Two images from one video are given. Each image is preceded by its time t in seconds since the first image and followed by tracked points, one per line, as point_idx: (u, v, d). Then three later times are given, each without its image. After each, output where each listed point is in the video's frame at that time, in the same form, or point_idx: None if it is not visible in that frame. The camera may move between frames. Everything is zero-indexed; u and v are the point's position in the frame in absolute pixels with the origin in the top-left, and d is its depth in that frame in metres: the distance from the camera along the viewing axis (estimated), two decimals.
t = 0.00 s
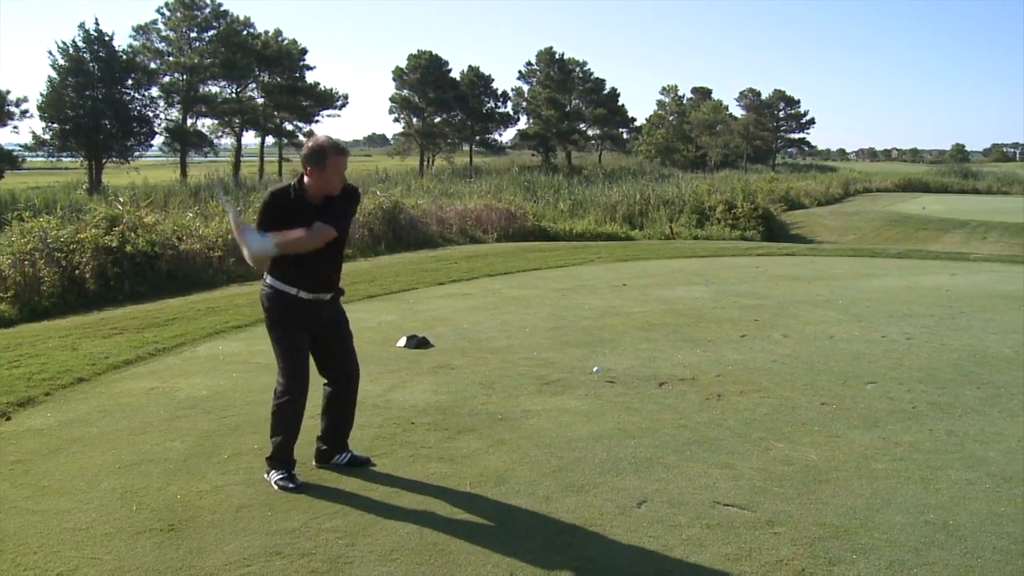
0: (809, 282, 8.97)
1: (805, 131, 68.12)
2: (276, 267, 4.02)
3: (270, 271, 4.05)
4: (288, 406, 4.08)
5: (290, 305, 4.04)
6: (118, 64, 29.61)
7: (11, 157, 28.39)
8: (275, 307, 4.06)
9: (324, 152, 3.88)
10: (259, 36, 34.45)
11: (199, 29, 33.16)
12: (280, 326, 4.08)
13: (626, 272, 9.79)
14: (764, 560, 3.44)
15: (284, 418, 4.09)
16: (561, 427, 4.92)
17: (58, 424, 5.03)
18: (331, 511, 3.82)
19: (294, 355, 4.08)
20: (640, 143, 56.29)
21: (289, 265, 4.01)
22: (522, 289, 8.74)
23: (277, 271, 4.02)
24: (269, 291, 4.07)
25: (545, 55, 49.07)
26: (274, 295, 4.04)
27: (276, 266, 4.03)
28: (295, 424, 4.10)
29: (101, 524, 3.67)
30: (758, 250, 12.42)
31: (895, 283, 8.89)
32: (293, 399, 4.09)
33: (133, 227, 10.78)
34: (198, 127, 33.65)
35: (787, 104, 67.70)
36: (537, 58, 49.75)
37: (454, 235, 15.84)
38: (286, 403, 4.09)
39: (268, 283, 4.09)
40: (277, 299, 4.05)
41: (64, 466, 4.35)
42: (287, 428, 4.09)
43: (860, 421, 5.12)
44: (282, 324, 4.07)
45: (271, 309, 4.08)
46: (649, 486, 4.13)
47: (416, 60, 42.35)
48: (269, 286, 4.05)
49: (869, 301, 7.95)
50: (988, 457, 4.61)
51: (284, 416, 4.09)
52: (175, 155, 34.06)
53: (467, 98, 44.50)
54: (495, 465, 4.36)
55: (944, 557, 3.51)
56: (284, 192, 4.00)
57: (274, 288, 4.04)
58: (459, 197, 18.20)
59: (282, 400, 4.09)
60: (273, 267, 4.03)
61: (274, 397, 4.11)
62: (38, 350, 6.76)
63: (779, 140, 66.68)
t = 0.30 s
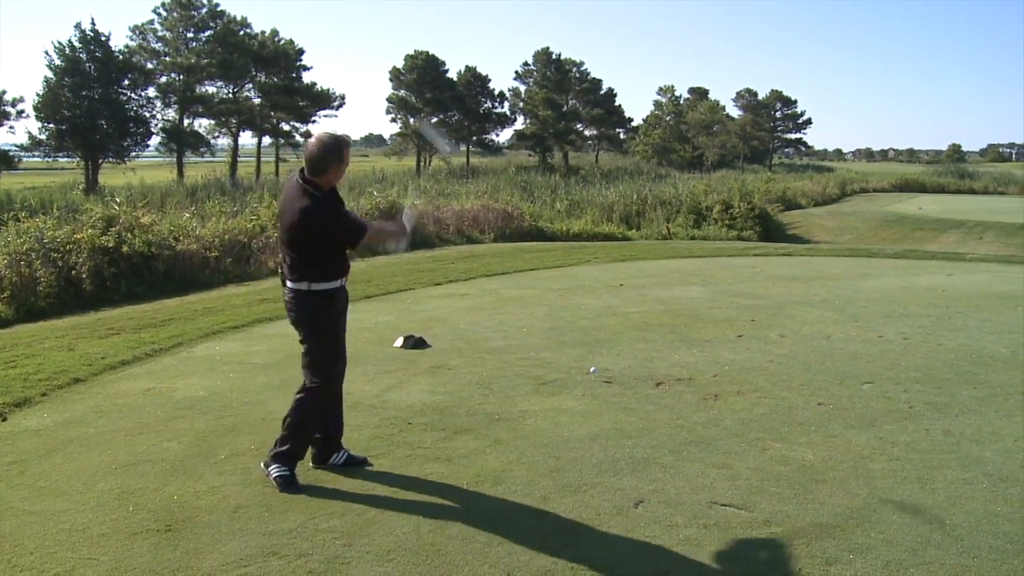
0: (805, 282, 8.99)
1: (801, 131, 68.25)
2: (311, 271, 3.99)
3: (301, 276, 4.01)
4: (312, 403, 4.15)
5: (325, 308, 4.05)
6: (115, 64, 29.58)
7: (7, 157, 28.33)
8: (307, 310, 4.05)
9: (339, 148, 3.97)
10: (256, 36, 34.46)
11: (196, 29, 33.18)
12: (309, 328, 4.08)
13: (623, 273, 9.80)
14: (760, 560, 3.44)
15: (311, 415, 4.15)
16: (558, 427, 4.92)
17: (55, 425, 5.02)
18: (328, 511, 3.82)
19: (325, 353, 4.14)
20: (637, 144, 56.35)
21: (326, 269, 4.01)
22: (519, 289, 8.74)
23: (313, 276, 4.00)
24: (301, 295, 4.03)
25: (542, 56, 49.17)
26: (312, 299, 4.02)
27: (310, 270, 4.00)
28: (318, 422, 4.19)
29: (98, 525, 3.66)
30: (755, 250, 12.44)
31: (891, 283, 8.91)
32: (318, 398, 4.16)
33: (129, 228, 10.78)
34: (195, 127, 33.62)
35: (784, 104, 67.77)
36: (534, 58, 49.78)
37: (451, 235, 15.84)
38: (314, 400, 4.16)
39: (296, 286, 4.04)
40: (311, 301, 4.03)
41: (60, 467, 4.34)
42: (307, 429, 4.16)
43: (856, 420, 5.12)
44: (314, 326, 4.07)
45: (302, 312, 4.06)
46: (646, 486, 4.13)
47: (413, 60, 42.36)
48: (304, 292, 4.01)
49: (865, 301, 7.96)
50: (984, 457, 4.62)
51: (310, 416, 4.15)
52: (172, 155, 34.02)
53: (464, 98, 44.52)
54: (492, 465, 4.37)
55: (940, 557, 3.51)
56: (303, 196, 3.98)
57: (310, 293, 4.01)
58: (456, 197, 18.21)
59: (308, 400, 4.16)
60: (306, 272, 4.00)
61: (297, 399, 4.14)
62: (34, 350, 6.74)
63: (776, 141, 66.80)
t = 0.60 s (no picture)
0: (802, 282, 9.00)
1: (798, 132, 68.31)
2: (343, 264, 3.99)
3: (334, 270, 3.97)
4: (344, 400, 4.05)
5: (356, 301, 4.06)
6: (111, 66, 29.54)
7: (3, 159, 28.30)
8: (338, 304, 4.00)
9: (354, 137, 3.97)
10: (252, 37, 34.51)
11: (192, 30, 33.20)
12: (338, 323, 4.03)
13: (620, 274, 9.80)
14: (757, 560, 3.44)
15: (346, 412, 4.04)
16: (555, 428, 4.92)
17: (50, 426, 5.01)
18: (325, 512, 3.82)
19: (353, 350, 4.09)
20: (634, 145, 56.41)
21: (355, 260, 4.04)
22: (516, 290, 8.74)
23: (346, 269, 4.00)
24: (333, 290, 3.99)
25: (537, 57, 49.12)
26: (346, 293, 4.01)
27: (341, 262, 3.99)
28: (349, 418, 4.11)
29: (95, 527, 3.66)
30: (752, 251, 12.43)
31: (888, 284, 8.91)
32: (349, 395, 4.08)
33: (126, 228, 10.75)
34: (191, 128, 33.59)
35: (781, 105, 67.83)
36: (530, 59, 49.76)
37: (447, 236, 15.83)
38: (345, 398, 4.06)
39: (325, 281, 3.98)
40: (344, 295, 4.01)
41: (56, 468, 4.33)
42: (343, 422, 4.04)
43: (853, 421, 5.13)
44: (344, 321, 4.03)
45: (332, 308, 4.00)
46: (643, 487, 4.13)
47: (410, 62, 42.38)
48: (338, 286, 3.98)
49: (862, 302, 7.96)
50: (981, 457, 4.63)
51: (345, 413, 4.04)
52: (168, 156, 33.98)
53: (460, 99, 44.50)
54: (488, 466, 4.36)
55: (936, 557, 3.52)
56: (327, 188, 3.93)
57: (344, 286, 4.01)
58: (452, 198, 18.22)
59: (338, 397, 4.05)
60: (337, 265, 3.98)
61: (330, 397, 4.01)
62: (29, 351, 6.73)
63: (772, 142, 66.86)
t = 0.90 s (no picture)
0: (799, 284, 9.00)
1: (795, 134, 68.34)
2: (346, 263, 3.99)
3: (338, 269, 3.96)
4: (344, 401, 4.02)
5: (358, 302, 4.06)
6: (108, 67, 29.52)
7: None
8: (339, 305, 3.99)
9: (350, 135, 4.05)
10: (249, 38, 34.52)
11: (189, 31, 33.18)
12: (340, 323, 4.02)
13: (617, 275, 9.80)
14: (754, 561, 3.44)
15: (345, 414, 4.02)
16: (552, 429, 4.92)
17: (47, 428, 5.00)
18: (322, 513, 3.81)
19: (353, 352, 4.08)
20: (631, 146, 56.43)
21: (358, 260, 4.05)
22: (513, 292, 8.73)
23: (349, 269, 4.00)
24: (335, 290, 3.97)
25: (535, 57, 48.72)
26: (348, 294, 4.00)
27: (344, 261, 3.99)
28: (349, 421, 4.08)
29: (91, 528, 3.65)
30: (749, 252, 12.44)
31: (885, 285, 8.92)
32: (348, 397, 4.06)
33: (123, 230, 10.74)
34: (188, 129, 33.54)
35: (778, 106, 67.86)
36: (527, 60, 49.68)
37: (445, 237, 15.81)
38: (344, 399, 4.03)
39: (328, 281, 3.97)
40: (346, 296, 4.00)
41: (53, 470, 4.33)
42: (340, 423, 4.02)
43: (850, 422, 5.14)
44: (345, 321, 4.02)
45: (332, 308, 3.98)
46: (641, 488, 4.13)
47: (407, 63, 42.47)
48: (342, 285, 3.98)
49: (859, 303, 7.96)
50: (978, 458, 4.63)
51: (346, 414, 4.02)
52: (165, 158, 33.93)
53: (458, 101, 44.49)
54: (485, 467, 4.36)
55: (934, 557, 3.53)
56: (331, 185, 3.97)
57: (348, 287, 4.00)
58: (449, 199, 18.21)
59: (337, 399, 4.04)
60: (340, 264, 3.98)
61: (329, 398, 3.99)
62: (26, 353, 6.71)
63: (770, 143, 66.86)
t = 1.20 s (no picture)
0: (796, 285, 9.00)
1: (793, 135, 68.35)
2: (330, 271, 3.95)
3: (322, 277, 3.94)
4: (327, 412, 4.00)
5: (345, 310, 4.01)
6: (105, 68, 29.45)
7: None
8: (325, 312, 3.97)
9: (331, 133, 3.95)
10: (246, 40, 34.57)
11: (186, 33, 33.13)
12: (326, 332, 4.00)
13: (615, 277, 9.79)
14: (752, 563, 3.44)
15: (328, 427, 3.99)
16: (549, 431, 4.92)
17: (44, 430, 4.99)
18: (319, 516, 3.81)
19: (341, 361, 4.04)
20: (629, 147, 56.49)
21: (344, 266, 4.00)
22: (510, 294, 8.72)
23: (334, 275, 3.96)
24: (320, 296, 3.96)
25: (533, 59, 48.94)
26: (334, 301, 3.98)
27: (328, 267, 3.95)
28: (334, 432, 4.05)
29: (88, 530, 3.65)
30: (746, 254, 12.43)
31: (882, 287, 8.92)
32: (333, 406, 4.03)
33: (120, 231, 10.73)
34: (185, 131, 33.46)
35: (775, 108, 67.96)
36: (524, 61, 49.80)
37: (442, 239, 15.78)
38: (328, 408, 4.01)
39: (313, 288, 3.96)
40: (331, 303, 3.97)
41: (50, 472, 4.32)
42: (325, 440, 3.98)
43: (848, 424, 5.13)
44: (330, 329, 3.99)
45: (318, 315, 3.97)
46: (638, 489, 4.13)
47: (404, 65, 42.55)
48: (326, 292, 3.95)
49: (857, 305, 7.96)
50: (975, 460, 4.64)
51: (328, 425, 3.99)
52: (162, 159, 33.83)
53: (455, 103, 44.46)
54: (483, 469, 4.35)
55: (931, 558, 3.53)
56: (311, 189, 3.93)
57: (333, 294, 3.97)
58: (447, 201, 18.21)
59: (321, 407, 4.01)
60: (325, 271, 3.94)
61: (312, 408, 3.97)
62: (23, 355, 6.71)
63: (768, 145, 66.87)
